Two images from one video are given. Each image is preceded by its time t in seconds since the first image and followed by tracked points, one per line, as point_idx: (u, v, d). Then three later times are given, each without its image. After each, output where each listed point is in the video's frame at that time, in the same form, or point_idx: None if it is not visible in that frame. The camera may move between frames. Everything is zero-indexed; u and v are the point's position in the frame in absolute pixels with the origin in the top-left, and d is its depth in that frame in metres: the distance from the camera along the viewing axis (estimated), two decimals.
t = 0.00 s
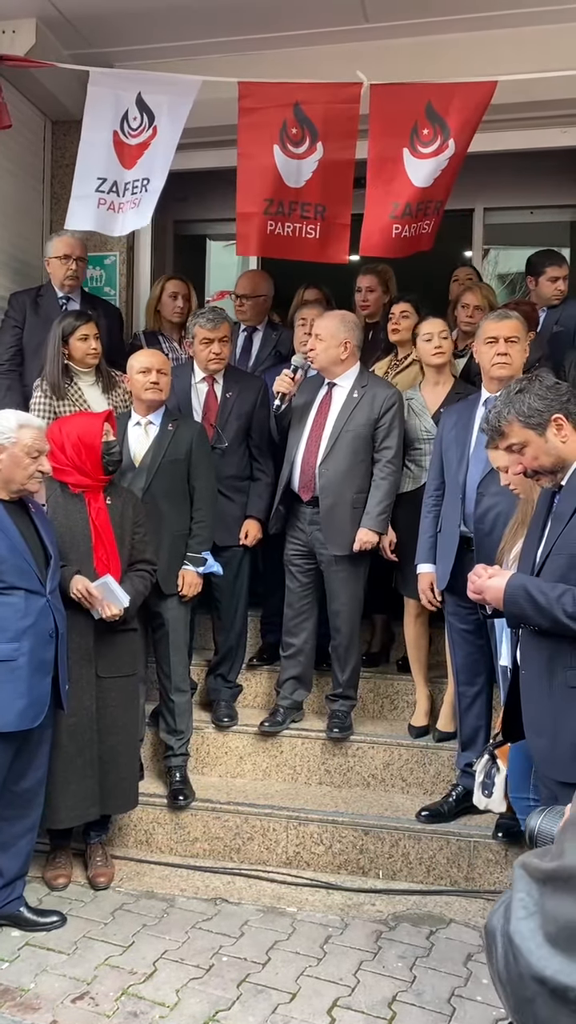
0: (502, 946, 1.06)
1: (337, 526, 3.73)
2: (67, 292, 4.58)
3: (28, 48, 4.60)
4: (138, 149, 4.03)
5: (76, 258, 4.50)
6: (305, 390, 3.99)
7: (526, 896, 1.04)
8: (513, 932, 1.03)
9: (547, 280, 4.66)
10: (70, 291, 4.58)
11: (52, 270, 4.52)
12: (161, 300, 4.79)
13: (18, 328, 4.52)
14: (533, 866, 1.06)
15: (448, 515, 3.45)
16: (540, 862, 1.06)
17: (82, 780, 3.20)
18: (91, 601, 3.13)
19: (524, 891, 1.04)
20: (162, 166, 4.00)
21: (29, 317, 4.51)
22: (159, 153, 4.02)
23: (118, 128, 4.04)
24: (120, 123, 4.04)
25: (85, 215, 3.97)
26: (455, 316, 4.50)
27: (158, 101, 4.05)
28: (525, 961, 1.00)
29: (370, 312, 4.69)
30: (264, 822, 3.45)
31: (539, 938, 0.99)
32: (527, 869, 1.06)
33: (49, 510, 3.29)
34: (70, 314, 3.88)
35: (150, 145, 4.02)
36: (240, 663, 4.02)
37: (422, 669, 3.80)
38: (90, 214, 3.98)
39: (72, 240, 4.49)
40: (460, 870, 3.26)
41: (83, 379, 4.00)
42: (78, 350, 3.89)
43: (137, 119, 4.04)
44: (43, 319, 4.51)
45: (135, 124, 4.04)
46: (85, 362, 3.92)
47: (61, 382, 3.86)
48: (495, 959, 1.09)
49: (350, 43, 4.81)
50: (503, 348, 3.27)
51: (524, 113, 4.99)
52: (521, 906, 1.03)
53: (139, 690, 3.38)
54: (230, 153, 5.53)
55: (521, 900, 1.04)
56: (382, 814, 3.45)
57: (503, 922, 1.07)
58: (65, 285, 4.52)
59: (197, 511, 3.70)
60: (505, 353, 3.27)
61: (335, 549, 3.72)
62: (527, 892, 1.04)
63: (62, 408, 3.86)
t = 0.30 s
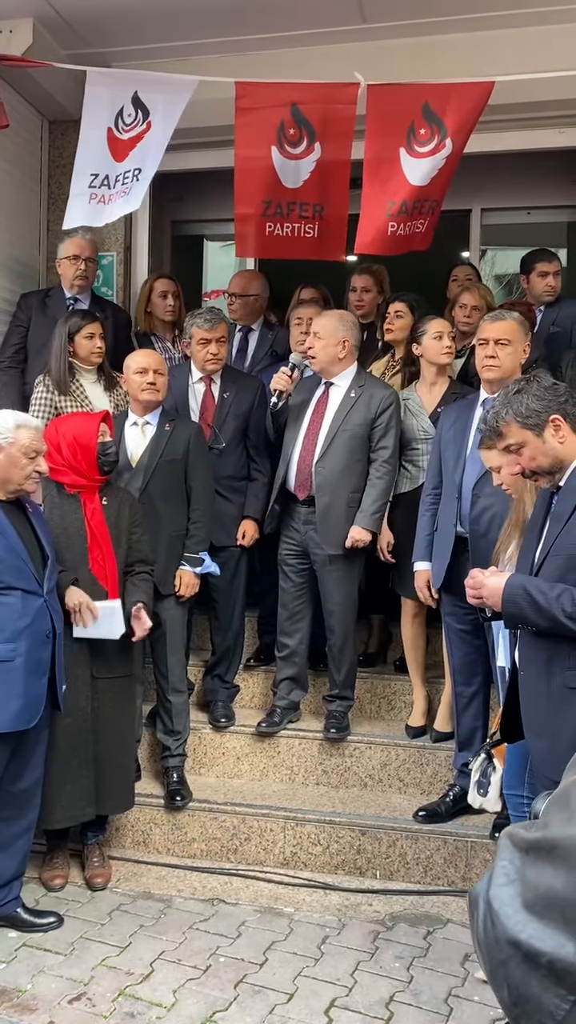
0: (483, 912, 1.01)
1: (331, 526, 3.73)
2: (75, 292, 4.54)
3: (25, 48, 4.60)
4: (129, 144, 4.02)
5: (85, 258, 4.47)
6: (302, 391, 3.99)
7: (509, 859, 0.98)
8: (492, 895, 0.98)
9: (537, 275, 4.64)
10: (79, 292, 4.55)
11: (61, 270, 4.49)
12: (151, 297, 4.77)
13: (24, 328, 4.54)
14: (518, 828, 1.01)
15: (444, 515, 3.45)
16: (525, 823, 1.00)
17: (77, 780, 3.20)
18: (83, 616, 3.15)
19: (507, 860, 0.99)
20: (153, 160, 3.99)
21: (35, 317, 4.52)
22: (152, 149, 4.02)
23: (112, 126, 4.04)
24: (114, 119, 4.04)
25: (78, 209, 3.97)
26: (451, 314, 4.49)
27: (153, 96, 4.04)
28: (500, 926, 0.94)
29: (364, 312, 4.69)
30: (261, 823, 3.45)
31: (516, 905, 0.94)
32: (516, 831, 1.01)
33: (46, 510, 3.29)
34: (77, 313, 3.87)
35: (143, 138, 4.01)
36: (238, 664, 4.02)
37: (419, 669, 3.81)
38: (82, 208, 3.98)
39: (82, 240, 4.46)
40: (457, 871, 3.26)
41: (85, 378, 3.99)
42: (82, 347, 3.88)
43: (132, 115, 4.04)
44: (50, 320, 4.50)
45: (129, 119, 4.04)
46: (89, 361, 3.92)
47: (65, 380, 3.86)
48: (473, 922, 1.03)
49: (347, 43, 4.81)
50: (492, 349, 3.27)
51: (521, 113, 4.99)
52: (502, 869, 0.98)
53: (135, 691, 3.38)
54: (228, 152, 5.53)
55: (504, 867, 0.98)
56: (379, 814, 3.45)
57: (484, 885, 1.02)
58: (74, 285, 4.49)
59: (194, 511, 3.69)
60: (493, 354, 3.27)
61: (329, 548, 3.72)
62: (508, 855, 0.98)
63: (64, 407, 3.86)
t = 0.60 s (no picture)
0: (473, 907, 0.97)
1: (334, 524, 3.73)
2: (72, 292, 4.54)
3: (21, 48, 4.60)
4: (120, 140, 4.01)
5: (81, 256, 4.49)
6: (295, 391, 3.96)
7: (501, 856, 0.95)
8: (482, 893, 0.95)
9: (528, 274, 4.63)
10: (76, 292, 4.56)
11: (58, 270, 4.50)
12: (145, 298, 4.78)
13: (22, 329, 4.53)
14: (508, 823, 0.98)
15: (440, 514, 3.46)
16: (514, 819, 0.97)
17: (72, 780, 3.19)
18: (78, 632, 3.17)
19: (500, 859, 0.95)
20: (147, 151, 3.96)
21: (33, 317, 4.52)
22: (144, 142, 4.00)
23: (106, 121, 4.04)
24: (109, 116, 4.04)
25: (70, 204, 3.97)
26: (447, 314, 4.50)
27: (148, 93, 4.03)
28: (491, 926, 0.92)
29: (357, 312, 4.69)
30: (258, 823, 3.45)
31: (509, 905, 0.91)
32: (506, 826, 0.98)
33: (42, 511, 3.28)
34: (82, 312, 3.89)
35: (137, 133, 3.99)
36: (234, 664, 4.02)
37: (415, 669, 3.81)
38: (76, 203, 3.98)
39: (79, 239, 4.48)
40: (454, 870, 3.27)
41: (89, 375, 4.01)
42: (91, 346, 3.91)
43: (126, 111, 4.03)
44: (46, 320, 4.50)
45: (124, 116, 4.03)
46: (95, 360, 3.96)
47: (76, 380, 3.86)
48: (462, 917, 1.00)
49: (343, 44, 4.82)
50: (487, 348, 3.28)
51: (517, 113, 5.00)
52: (493, 867, 0.95)
53: (130, 691, 3.38)
54: (224, 152, 5.53)
55: (497, 864, 0.95)
56: (375, 814, 3.45)
57: (474, 880, 1.00)
58: (71, 284, 4.49)
59: (191, 511, 3.69)
60: (488, 353, 3.28)
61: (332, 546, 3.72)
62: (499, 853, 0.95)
63: (66, 405, 3.85)
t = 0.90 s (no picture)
0: (481, 914, 1.02)
1: (340, 522, 3.74)
2: (64, 292, 4.56)
3: (17, 48, 4.60)
4: (114, 137, 3.99)
5: (72, 254, 4.50)
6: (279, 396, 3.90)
7: (507, 863, 0.99)
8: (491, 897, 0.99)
9: (522, 273, 4.64)
10: (68, 290, 4.56)
11: (49, 270, 4.51)
12: (140, 299, 4.76)
13: (15, 329, 4.51)
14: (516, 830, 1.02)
15: (435, 513, 3.46)
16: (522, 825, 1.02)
17: (67, 781, 3.18)
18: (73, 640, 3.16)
19: (506, 866, 0.99)
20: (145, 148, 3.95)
21: (26, 317, 4.51)
22: (139, 137, 4.00)
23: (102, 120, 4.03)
24: (105, 116, 4.03)
25: (64, 199, 3.94)
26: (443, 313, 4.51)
27: (144, 92, 4.03)
28: (500, 933, 0.95)
29: (353, 311, 4.68)
30: (255, 823, 3.45)
31: (517, 910, 0.95)
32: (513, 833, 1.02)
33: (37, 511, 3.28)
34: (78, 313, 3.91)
35: (134, 131, 3.99)
36: (232, 664, 4.02)
37: (412, 669, 3.81)
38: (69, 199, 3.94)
39: (68, 238, 4.50)
40: (451, 870, 3.27)
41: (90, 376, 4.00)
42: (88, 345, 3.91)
43: (123, 111, 4.02)
44: (38, 319, 4.50)
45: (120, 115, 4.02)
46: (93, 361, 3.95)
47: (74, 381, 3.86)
48: (470, 920, 1.05)
49: (339, 43, 4.82)
50: (479, 348, 3.30)
51: (513, 113, 5.00)
52: (500, 873, 0.99)
53: (126, 691, 3.38)
54: (220, 152, 5.53)
55: (503, 871, 0.99)
56: (373, 814, 3.45)
57: (483, 884, 1.04)
58: (62, 284, 4.50)
59: (188, 511, 3.69)
60: (480, 352, 3.30)
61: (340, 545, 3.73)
62: (507, 859, 0.99)
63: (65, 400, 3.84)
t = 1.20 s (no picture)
0: (503, 945, 0.98)
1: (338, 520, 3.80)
2: (59, 291, 4.55)
3: (13, 47, 4.59)
4: (110, 136, 3.99)
5: (66, 253, 4.48)
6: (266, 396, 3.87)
7: (524, 890, 0.97)
8: (512, 924, 0.97)
9: (518, 273, 4.64)
10: (63, 288, 4.55)
11: (44, 269, 4.50)
12: (137, 299, 4.75)
13: (10, 328, 4.50)
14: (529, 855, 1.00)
15: (434, 512, 3.46)
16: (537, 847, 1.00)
17: (63, 779, 3.18)
18: (68, 648, 3.17)
19: (525, 896, 0.96)
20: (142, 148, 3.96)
21: (21, 317, 4.49)
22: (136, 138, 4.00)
23: (98, 118, 4.02)
24: (101, 115, 4.02)
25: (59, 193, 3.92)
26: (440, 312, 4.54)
27: (140, 92, 4.03)
28: (524, 958, 0.93)
29: (350, 311, 4.68)
30: (253, 823, 3.45)
31: (540, 936, 0.93)
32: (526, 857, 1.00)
33: (33, 511, 3.28)
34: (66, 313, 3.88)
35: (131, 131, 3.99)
36: (229, 664, 4.02)
37: (410, 668, 3.81)
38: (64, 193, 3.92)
39: (61, 237, 4.48)
40: (449, 869, 3.28)
41: (78, 376, 3.98)
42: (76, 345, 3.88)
43: (119, 110, 4.02)
44: (33, 319, 4.49)
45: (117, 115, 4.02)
46: (80, 361, 3.91)
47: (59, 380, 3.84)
48: (486, 948, 1.02)
49: (336, 43, 4.82)
50: (475, 346, 3.31)
51: (509, 112, 5.00)
52: (519, 898, 0.97)
53: (123, 690, 3.38)
54: (217, 151, 5.52)
55: (521, 901, 0.96)
56: (371, 814, 3.45)
57: (499, 913, 1.01)
58: (57, 282, 4.49)
59: (186, 511, 3.69)
60: (476, 350, 3.30)
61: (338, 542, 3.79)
62: (525, 885, 0.97)
63: (54, 399, 3.82)
